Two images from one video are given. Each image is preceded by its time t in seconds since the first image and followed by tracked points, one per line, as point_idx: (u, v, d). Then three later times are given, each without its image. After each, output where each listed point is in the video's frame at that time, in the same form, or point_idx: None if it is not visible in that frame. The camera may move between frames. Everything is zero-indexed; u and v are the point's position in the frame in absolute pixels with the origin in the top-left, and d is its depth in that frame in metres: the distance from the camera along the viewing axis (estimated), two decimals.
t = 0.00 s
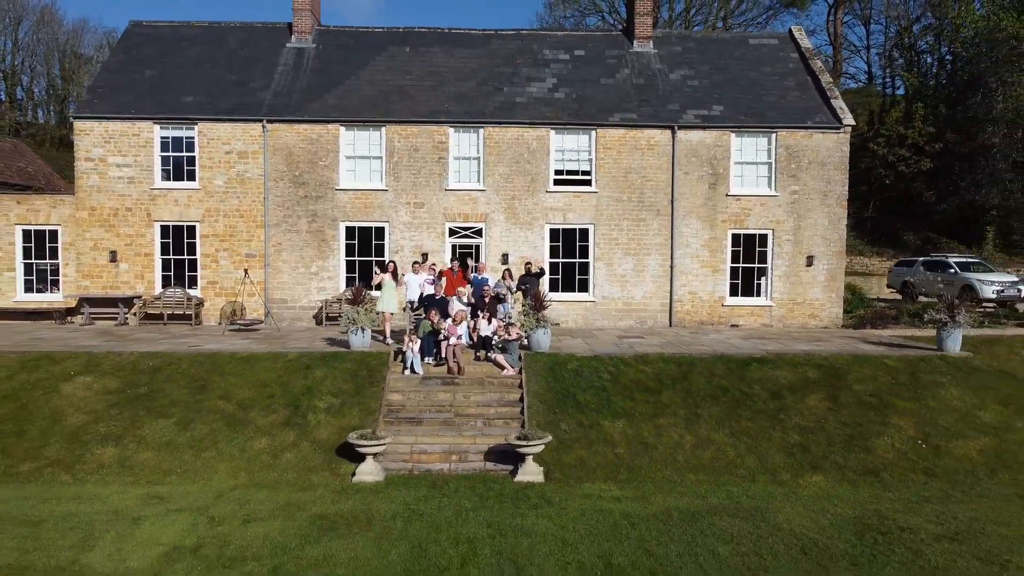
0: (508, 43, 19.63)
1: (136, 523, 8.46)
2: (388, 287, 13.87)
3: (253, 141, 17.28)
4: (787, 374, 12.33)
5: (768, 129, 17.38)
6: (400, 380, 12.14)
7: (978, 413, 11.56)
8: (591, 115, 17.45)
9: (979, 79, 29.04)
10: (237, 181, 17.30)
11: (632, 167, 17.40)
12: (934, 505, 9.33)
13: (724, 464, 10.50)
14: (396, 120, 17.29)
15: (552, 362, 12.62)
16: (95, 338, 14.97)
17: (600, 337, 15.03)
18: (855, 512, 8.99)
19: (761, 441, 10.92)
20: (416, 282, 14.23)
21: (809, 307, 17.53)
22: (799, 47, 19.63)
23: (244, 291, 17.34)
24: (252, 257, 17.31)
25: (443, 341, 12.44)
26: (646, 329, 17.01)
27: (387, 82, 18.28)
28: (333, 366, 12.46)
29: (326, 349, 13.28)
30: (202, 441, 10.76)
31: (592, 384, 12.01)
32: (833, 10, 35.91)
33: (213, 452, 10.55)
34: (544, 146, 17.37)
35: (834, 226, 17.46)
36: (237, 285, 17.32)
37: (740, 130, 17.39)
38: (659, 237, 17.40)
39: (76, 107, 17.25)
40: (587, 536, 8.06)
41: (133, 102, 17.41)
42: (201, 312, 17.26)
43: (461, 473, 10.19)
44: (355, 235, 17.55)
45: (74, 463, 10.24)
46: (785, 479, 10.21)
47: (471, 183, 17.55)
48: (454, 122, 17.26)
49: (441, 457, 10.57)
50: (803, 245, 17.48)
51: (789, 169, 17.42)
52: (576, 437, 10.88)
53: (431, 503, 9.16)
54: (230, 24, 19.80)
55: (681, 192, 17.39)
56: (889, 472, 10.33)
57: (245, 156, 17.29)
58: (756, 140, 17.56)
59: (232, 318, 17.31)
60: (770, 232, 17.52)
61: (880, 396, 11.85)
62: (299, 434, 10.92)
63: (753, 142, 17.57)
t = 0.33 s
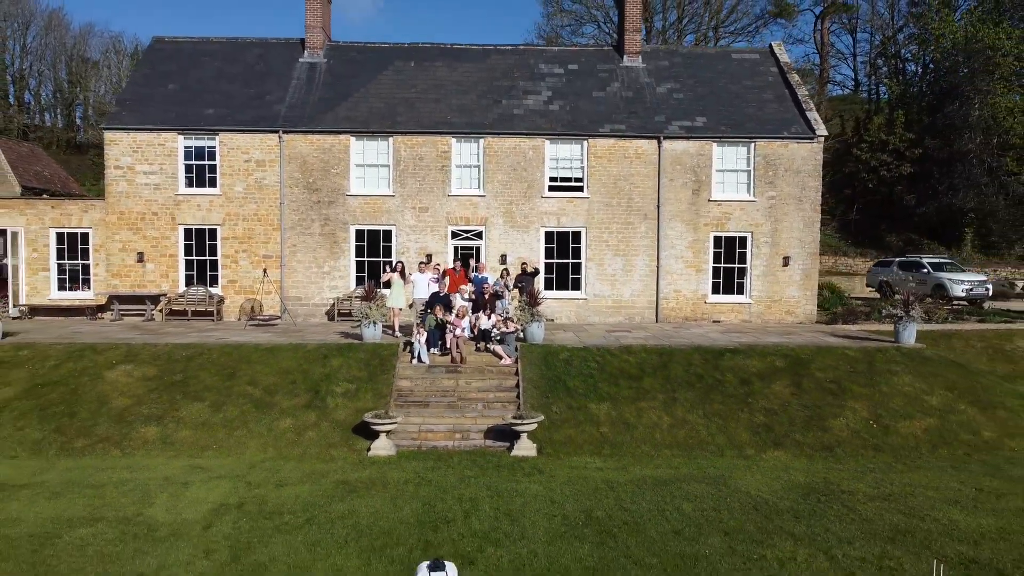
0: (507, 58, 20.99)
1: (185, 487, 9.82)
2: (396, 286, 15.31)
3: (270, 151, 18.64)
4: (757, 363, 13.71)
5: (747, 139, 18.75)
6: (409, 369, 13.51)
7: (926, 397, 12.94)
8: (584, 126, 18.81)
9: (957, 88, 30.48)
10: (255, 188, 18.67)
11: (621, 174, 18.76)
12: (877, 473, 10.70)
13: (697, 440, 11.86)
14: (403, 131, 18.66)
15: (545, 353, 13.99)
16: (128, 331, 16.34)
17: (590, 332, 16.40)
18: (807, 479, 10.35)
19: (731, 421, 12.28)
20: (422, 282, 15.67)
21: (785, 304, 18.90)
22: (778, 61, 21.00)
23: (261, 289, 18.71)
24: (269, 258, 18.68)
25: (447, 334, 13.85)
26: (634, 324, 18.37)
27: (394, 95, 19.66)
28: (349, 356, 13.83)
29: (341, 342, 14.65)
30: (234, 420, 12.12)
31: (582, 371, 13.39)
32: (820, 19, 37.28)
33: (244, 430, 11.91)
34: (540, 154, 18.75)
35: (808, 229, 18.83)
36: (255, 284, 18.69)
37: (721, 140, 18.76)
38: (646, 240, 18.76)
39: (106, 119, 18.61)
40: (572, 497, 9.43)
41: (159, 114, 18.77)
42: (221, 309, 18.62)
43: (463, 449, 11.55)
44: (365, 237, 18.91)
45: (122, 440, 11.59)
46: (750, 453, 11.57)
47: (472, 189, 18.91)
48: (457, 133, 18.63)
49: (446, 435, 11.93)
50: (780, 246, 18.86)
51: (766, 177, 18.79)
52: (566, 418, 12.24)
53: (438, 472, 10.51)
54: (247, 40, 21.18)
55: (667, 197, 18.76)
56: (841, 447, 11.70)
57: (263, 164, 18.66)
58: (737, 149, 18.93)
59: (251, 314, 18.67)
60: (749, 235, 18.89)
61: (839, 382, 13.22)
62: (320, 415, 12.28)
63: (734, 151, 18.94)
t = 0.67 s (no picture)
0: (505, 72, 22.42)
1: (222, 460, 11.24)
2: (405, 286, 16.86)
3: (285, 160, 20.06)
4: (731, 355, 15.14)
5: (728, 148, 20.18)
6: (416, 359, 14.94)
7: (882, 384, 14.37)
8: (577, 137, 20.24)
9: (935, 96, 31.89)
10: (271, 194, 20.10)
11: (611, 182, 20.19)
12: (830, 449, 12.12)
13: (674, 422, 13.26)
14: (408, 141, 20.09)
15: (540, 346, 15.42)
16: (156, 327, 17.76)
17: (582, 327, 17.81)
18: (767, 454, 11.76)
19: (705, 405, 13.71)
20: (428, 282, 17.23)
21: (764, 302, 20.34)
22: (759, 75, 22.41)
23: (277, 288, 20.14)
24: (284, 259, 20.10)
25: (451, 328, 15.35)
26: (623, 320, 19.79)
27: (400, 107, 21.08)
28: (362, 349, 15.26)
29: (354, 335, 16.07)
30: (260, 405, 13.54)
31: (573, 362, 14.82)
32: (807, 29, 38.68)
33: (270, 413, 13.32)
34: (536, 163, 20.17)
35: (785, 233, 20.26)
36: (271, 283, 20.12)
37: (704, 149, 20.18)
38: (635, 242, 20.19)
39: (133, 130, 20.04)
40: (561, 467, 10.84)
41: (182, 126, 20.21)
42: (240, 306, 20.05)
43: (465, 430, 12.97)
44: (373, 240, 20.33)
45: (161, 421, 13.02)
46: (721, 433, 12.98)
47: (473, 195, 20.34)
48: (459, 143, 20.06)
49: (450, 418, 13.35)
50: (759, 248, 20.29)
51: (747, 184, 20.23)
52: (557, 403, 13.66)
53: (443, 448, 11.93)
54: (262, 55, 22.60)
55: (654, 203, 20.19)
56: (802, 428, 13.12)
57: (279, 172, 20.07)
58: (719, 158, 20.35)
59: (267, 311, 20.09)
60: (731, 237, 20.32)
61: (805, 371, 14.66)
62: (337, 401, 13.70)
63: (716, 160, 20.37)
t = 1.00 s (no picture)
0: (504, 84, 23.90)
1: (253, 438, 12.70)
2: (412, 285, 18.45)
3: (299, 167, 21.52)
4: (710, 347, 16.63)
5: (712, 157, 21.65)
6: (423, 351, 16.41)
7: (845, 374, 15.84)
8: (571, 146, 21.72)
9: (916, 105, 33.38)
10: (286, 200, 21.56)
11: (603, 188, 21.67)
12: (794, 430, 13.60)
13: (656, 407, 14.73)
14: (414, 150, 21.55)
15: (535, 339, 16.90)
16: (182, 322, 19.22)
17: (574, 323, 19.27)
18: (737, 434, 13.25)
19: (684, 391, 15.20)
20: (433, 282, 18.80)
21: (746, 300, 21.81)
22: (742, 87, 23.87)
23: (292, 287, 21.61)
24: (298, 260, 21.57)
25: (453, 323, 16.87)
26: (614, 317, 21.26)
27: (406, 118, 22.57)
28: (373, 342, 16.74)
29: (365, 330, 17.55)
30: (282, 392, 15.00)
31: (566, 354, 16.30)
32: (796, 39, 40.16)
33: (291, 399, 14.79)
34: (533, 171, 21.65)
35: (765, 235, 21.74)
36: (285, 283, 21.59)
37: (689, 158, 21.65)
38: (625, 245, 21.67)
39: (157, 140, 21.50)
40: (553, 444, 12.31)
41: (203, 136, 21.68)
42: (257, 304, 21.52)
43: (468, 414, 14.43)
44: (381, 242, 21.79)
45: (194, 406, 14.48)
46: (698, 416, 14.47)
47: (474, 201, 21.80)
48: (460, 152, 21.53)
49: (454, 404, 14.82)
50: (740, 250, 21.76)
51: (729, 190, 21.71)
52: (550, 390, 15.13)
53: (449, 429, 13.40)
54: (276, 68, 24.08)
55: (643, 208, 21.67)
56: (770, 411, 14.60)
57: (293, 179, 21.54)
58: (703, 165, 21.83)
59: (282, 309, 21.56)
60: (714, 240, 21.79)
61: (776, 362, 16.14)
62: (352, 388, 15.16)
63: (700, 168, 21.84)
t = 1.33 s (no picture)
0: (503, 96, 25.42)
1: (279, 420, 14.22)
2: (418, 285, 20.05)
3: (311, 174, 23.04)
4: (691, 341, 18.15)
5: (697, 164, 23.17)
6: (428, 345, 17.93)
7: (813, 365, 17.36)
8: (565, 154, 23.25)
9: (897, 112, 34.93)
10: (300, 205, 23.09)
11: (595, 194, 23.19)
12: (762, 414, 15.13)
13: (640, 394, 16.25)
14: (418, 158, 23.08)
15: (531, 334, 18.42)
16: (204, 319, 20.73)
17: (568, 320, 20.77)
18: (710, 417, 14.79)
19: (665, 380, 16.73)
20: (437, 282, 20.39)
21: (729, 298, 23.32)
22: (727, 98, 25.39)
23: (304, 287, 23.11)
24: (310, 261, 23.08)
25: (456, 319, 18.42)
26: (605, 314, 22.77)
27: (411, 128, 24.10)
28: (383, 337, 18.26)
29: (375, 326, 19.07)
30: (301, 381, 16.51)
31: (558, 348, 17.82)
32: (784, 48, 41.69)
33: (310, 387, 16.31)
34: (530, 177, 23.17)
35: (747, 238, 23.26)
36: (298, 282, 23.09)
37: (676, 165, 23.17)
38: (616, 246, 23.18)
39: (179, 149, 23.02)
40: (545, 425, 13.83)
41: (222, 145, 23.21)
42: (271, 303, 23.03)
43: (470, 400, 15.95)
44: (388, 244, 23.29)
45: (222, 394, 15.99)
46: (677, 403, 16.01)
47: (474, 206, 23.31)
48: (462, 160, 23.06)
49: (456, 392, 16.33)
50: (724, 252, 23.27)
51: (713, 195, 23.24)
52: (544, 379, 16.66)
53: (452, 413, 14.91)
54: (288, 81, 25.60)
55: (632, 212, 23.19)
56: (744, 398, 16.12)
57: (306, 186, 23.07)
58: (689, 172, 23.34)
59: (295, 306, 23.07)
60: (699, 242, 23.29)
61: (751, 354, 17.66)
62: (364, 378, 16.67)
63: (686, 174, 23.35)
